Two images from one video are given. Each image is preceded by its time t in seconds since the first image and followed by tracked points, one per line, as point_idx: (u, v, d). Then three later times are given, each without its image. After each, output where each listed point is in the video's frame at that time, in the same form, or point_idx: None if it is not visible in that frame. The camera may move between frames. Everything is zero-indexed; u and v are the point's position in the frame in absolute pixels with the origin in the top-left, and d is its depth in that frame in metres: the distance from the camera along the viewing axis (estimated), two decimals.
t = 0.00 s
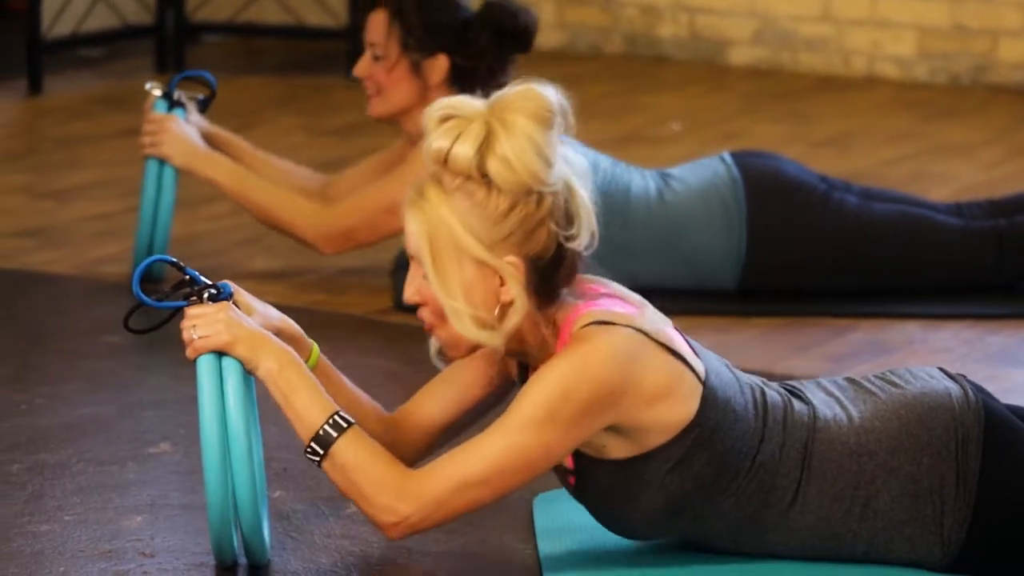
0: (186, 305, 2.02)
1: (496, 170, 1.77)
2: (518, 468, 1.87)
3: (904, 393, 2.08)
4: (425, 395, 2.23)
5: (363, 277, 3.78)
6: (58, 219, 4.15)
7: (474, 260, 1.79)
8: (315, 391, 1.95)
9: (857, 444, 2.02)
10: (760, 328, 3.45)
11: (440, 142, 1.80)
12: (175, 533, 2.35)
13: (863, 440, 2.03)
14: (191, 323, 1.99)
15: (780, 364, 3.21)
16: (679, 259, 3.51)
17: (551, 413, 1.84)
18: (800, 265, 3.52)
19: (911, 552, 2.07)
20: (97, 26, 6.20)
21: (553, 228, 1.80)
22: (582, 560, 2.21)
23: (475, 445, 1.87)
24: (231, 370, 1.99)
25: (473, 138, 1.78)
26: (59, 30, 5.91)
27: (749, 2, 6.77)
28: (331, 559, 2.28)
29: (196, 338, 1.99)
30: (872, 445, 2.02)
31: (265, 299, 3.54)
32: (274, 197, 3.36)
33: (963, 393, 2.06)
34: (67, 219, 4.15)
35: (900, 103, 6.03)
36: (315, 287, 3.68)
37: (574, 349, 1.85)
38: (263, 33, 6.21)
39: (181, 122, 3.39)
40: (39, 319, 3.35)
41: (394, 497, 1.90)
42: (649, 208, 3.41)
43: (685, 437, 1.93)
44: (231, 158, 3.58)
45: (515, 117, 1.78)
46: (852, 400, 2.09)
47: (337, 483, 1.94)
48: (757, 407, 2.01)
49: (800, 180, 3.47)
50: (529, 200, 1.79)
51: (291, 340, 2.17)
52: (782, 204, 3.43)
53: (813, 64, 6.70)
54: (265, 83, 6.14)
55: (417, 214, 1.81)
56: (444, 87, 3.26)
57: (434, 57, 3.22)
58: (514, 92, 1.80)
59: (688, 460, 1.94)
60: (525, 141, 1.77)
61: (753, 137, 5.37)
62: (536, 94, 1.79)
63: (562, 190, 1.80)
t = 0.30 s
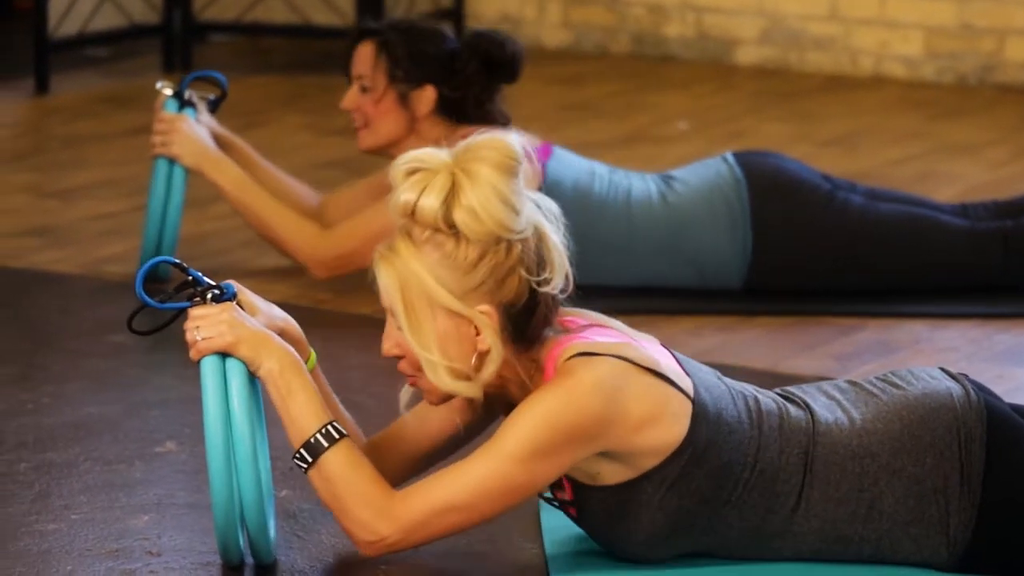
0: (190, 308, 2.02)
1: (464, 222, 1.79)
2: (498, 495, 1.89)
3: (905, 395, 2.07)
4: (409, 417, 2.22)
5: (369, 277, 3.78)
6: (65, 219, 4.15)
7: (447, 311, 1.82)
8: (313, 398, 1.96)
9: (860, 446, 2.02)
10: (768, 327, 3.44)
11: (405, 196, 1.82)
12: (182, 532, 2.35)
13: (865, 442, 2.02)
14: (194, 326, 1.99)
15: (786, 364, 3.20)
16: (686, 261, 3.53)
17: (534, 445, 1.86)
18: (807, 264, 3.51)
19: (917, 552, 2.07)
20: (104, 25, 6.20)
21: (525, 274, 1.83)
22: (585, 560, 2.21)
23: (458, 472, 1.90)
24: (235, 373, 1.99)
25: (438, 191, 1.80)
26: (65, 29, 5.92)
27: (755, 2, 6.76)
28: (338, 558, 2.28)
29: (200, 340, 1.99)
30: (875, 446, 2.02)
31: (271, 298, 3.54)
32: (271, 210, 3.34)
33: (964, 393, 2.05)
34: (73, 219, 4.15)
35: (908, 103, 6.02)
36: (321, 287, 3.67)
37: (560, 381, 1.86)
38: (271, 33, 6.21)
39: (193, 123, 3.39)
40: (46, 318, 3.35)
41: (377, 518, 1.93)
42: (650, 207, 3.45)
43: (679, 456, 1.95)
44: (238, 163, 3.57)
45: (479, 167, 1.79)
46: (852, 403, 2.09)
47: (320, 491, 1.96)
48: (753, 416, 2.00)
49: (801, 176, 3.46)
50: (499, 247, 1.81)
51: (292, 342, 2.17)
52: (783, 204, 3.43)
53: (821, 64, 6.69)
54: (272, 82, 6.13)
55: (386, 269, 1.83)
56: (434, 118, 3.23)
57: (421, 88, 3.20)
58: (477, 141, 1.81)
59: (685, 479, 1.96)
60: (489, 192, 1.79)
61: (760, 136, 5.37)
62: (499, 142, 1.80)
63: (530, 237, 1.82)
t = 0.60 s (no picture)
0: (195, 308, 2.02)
1: (457, 235, 1.79)
2: (498, 502, 1.89)
3: (906, 394, 2.07)
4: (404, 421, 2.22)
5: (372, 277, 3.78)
6: (68, 218, 4.15)
7: (443, 322, 1.82)
8: (315, 402, 1.97)
9: (862, 446, 2.02)
10: (771, 327, 3.45)
11: (398, 210, 1.82)
12: (185, 531, 2.35)
13: (867, 441, 2.02)
14: (200, 328, 1.99)
15: (789, 363, 3.20)
16: (687, 261, 3.53)
17: (534, 450, 1.86)
18: (809, 263, 3.51)
19: (920, 552, 2.07)
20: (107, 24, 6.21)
21: (520, 285, 1.83)
22: (587, 560, 2.21)
23: (460, 477, 1.90)
24: (239, 375, 1.99)
25: (431, 203, 1.80)
26: (69, 28, 5.92)
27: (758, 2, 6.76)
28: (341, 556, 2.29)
29: (206, 342, 1.98)
30: (877, 445, 2.02)
31: (274, 297, 3.54)
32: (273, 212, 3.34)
33: (966, 391, 2.05)
34: (77, 218, 4.16)
35: (912, 102, 6.02)
36: (324, 286, 3.68)
37: (561, 386, 1.87)
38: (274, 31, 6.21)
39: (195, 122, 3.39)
40: (49, 316, 3.35)
41: (377, 523, 1.93)
42: (651, 209, 3.45)
43: (680, 459, 1.95)
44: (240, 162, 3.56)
45: (472, 179, 1.80)
46: (853, 403, 2.09)
47: (321, 496, 1.95)
48: (754, 415, 2.01)
49: (805, 175, 3.46)
50: (493, 258, 1.82)
51: (296, 342, 2.18)
52: (786, 203, 3.43)
53: (824, 63, 6.68)
54: (275, 81, 6.13)
55: (381, 283, 1.83)
56: (433, 124, 3.22)
57: (421, 94, 3.20)
58: (469, 153, 1.82)
59: (686, 480, 1.97)
60: (483, 203, 1.79)
61: (764, 136, 5.36)
62: (491, 154, 1.81)
63: (524, 247, 1.83)
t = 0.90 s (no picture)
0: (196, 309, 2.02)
1: (486, 202, 1.79)
2: (515, 484, 1.88)
3: (909, 393, 2.07)
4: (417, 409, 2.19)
5: (373, 277, 3.78)
6: (69, 218, 4.15)
7: (461, 289, 1.81)
8: (321, 397, 1.96)
9: (865, 444, 2.01)
10: (772, 327, 3.44)
11: (430, 172, 1.82)
12: (186, 531, 2.35)
13: (870, 440, 2.02)
14: (201, 329, 1.99)
15: (790, 363, 3.20)
16: (687, 262, 3.53)
17: (551, 430, 1.85)
18: (811, 263, 3.51)
19: (921, 551, 2.06)
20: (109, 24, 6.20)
21: (542, 261, 1.83)
22: (590, 560, 2.21)
23: (477, 460, 1.88)
24: (240, 376, 1.99)
25: (464, 170, 1.80)
26: (69, 27, 5.92)
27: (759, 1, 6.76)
28: (342, 556, 2.28)
29: (207, 342, 1.98)
30: (880, 444, 2.02)
31: (275, 297, 3.54)
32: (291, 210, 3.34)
33: (969, 391, 2.05)
34: (78, 218, 4.16)
35: (913, 102, 6.02)
36: (325, 286, 3.67)
37: (576, 366, 1.85)
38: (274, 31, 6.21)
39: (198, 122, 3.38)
40: (49, 316, 3.35)
41: (394, 511, 1.91)
42: (654, 207, 3.45)
43: (689, 448, 1.93)
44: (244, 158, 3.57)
45: (507, 151, 1.79)
46: (857, 402, 2.08)
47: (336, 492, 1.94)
48: (761, 410, 2.00)
49: (805, 175, 3.46)
50: (520, 230, 1.81)
51: (298, 342, 2.18)
52: (788, 204, 3.43)
53: (825, 63, 6.68)
54: (274, 81, 6.13)
55: (403, 243, 1.83)
56: (445, 99, 3.24)
57: (434, 68, 3.20)
58: (508, 124, 1.81)
59: (693, 471, 1.95)
60: (516, 175, 1.78)
61: (765, 135, 5.36)
62: (528, 127, 1.80)
63: (550, 225, 1.82)
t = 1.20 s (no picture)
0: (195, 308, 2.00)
1: (552, 130, 1.75)
2: (557, 439, 1.84)
3: (920, 391, 2.06)
4: (451, 369, 2.21)
5: (374, 276, 3.78)
6: (70, 218, 4.15)
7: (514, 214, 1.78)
8: (330, 381, 1.93)
9: (874, 441, 2.01)
10: (773, 327, 3.44)
11: (499, 93, 1.78)
12: (186, 531, 2.35)
13: (879, 437, 2.01)
14: (200, 329, 1.96)
15: (791, 363, 3.20)
16: (696, 256, 3.49)
17: (594, 383, 1.82)
18: (813, 262, 3.51)
19: (922, 550, 2.06)
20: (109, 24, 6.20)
21: (598, 197, 1.79)
22: (591, 561, 2.21)
23: (516, 413, 1.84)
24: (240, 375, 1.98)
25: (536, 95, 1.76)
26: (70, 27, 5.91)
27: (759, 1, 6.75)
28: (342, 557, 2.28)
29: (206, 343, 1.96)
30: (889, 442, 2.01)
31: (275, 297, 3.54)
32: (307, 183, 3.36)
33: (979, 392, 2.05)
34: (79, 217, 4.16)
35: (913, 102, 6.01)
36: (326, 287, 3.67)
37: (617, 319, 1.83)
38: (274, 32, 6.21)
39: (196, 121, 3.38)
40: (49, 316, 3.35)
41: (431, 469, 1.88)
42: (663, 202, 3.39)
43: (714, 419, 1.91)
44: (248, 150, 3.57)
45: (581, 82, 1.75)
46: (868, 396, 2.07)
47: (367, 466, 1.92)
48: (781, 396, 1.99)
49: (810, 174, 3.46)
50: (583, 163, 1.77)
51: (303, 334, 2.18)
52: (793, 204, 3.43)
53: (825, 63, 6.68)
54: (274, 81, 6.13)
55: (462, 160, 1.79)
56: (477, 44, 3.20)
57: (466, 14, 3.15)
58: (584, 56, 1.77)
59: (714, 440, 1.93)
60: (585, 108, 1.75)
61: (766, 135, 5.36)
62: (602, 62, 1.77)
63: (611, 162, 1.78)
